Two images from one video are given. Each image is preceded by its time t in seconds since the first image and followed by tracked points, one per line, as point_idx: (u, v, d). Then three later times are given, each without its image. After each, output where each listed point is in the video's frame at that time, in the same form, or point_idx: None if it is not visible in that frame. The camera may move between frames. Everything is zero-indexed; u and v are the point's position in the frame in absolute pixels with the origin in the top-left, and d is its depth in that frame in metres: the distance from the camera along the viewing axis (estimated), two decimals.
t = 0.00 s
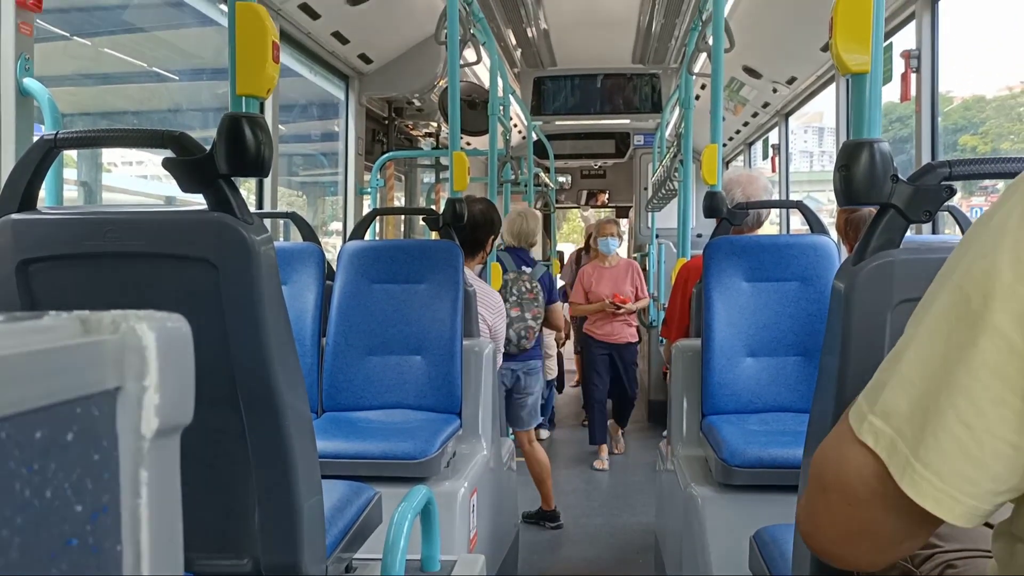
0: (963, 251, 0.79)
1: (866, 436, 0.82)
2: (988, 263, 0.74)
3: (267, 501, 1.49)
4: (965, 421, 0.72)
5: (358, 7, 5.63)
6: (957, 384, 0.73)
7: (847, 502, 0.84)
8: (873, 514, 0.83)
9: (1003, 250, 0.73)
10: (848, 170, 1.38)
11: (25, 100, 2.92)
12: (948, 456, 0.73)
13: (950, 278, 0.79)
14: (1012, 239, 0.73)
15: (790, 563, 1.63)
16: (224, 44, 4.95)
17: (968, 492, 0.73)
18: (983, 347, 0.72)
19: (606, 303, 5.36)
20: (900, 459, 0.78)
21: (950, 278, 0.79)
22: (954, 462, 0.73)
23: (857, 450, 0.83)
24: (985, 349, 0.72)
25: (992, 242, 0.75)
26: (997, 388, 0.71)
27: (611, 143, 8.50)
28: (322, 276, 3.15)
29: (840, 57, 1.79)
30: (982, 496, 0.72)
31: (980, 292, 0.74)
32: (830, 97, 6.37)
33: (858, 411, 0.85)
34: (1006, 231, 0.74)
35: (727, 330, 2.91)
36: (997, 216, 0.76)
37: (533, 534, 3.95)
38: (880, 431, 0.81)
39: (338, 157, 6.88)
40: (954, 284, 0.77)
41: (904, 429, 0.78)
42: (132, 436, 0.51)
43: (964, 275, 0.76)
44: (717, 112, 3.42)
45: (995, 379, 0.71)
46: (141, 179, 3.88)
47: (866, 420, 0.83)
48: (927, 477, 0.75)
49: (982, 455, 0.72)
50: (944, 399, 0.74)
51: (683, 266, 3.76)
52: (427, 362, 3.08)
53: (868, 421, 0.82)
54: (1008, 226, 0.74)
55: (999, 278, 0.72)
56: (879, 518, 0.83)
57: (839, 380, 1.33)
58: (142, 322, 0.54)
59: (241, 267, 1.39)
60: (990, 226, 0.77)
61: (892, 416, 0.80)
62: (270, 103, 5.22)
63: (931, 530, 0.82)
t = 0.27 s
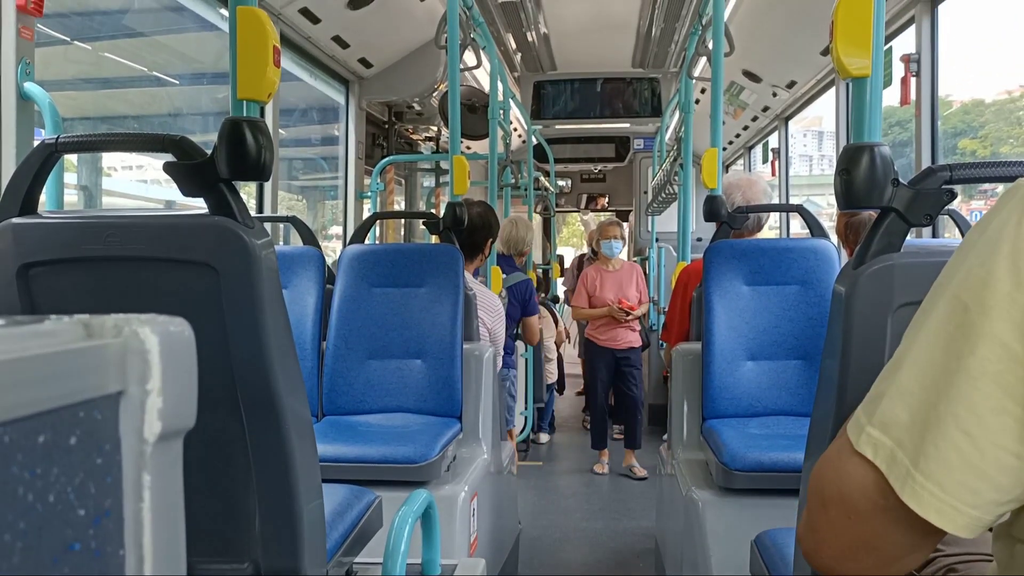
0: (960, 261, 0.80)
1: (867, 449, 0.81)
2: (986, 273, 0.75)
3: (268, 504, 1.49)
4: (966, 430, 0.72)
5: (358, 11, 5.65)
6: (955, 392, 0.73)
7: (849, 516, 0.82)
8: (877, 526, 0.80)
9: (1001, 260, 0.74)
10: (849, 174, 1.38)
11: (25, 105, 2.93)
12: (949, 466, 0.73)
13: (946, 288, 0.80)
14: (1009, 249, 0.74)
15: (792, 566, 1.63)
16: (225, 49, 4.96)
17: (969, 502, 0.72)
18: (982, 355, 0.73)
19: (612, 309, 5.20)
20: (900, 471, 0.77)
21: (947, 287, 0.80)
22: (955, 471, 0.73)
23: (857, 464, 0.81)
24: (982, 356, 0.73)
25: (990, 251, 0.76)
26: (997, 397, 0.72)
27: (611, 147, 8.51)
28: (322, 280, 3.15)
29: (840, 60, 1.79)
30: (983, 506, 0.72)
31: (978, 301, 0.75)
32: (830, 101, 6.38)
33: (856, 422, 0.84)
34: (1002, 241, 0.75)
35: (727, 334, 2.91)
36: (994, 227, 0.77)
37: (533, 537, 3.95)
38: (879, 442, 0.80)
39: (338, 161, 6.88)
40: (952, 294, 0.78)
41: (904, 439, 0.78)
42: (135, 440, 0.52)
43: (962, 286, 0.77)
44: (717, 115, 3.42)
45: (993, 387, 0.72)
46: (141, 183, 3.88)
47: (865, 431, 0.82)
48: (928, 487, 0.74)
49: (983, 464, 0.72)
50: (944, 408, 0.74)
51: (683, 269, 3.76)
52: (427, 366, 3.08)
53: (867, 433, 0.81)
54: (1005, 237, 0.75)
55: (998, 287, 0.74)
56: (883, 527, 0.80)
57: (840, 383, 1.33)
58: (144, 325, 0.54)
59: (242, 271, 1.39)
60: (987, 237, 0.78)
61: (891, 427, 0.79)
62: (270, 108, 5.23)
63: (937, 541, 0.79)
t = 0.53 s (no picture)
0: (961, 261, 0.80)
1: (869, 449, 0.81)
2: (987, 274, 0.75)
3: (268, 503, 1.49)
4: (968, 431, 0.72)
5: (358, 10, 5.64)
6: (956, 393, 0.73)
7: (853, 515, 0.82)
8: (880, 526, 0.80)
9: (1000, 261, 0.74)
10: (849, 173, 1.38)
11: (25, 103, 2.93)
12: (951, 467, 0.73)
13: (948, 289, 0.80)
14: (1010, 249, 0.74)
15: (791, 565, 1.63)
16: (225, 48, 4.96)
17: (971, 503, 0.72)
18: (983, 355, 0.73)
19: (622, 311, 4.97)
20: (902, 470, 0.77)
21: (949, 287, 0.80)
22: (956, 472, 0.73)
23: (860, 464, 0.82)
24: (984, 357, 0.73)
25: (990, 252, 0.76)
26: (998, 398, 0.72)
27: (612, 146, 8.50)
28: (322, 279, 3.15)
29: (840, 60, 1.79)
30: (985, 507, 0.72)
31: (978, 302, 0.74)
32: (830, 100, 6.39)
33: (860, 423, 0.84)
34: (1003, 241, 0.75)
35: (727, 333, 2.91)
36: (994, 227, 0.77)
37: (533, 536, 3.95)
38: (882, 443, 0.80)
39: (339, 160, 6.88)
40: (953, 295, 0.78)
41: (906, 440, 0.78)
42: (134, 438, 0.51)
43: (963, 287, 0.77)
44: (717, 114, 3.42)
45: (993, 388, 0.72)
46: (141, 182, 3.88)
47: (868, 432, 0.82)
48: (930, 488, 0.74)
49: (984, 465, 0.72)
50: (945, 409, 0.74)
51: (683, 269, 3.76)
52: (427, 366, 3.08)
53: (870, 433, 0.82)
54: (1005, 238, 0.75)
55: (998, 287, 0.73)
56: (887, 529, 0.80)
57: (840, 383, 1.33)
58: (143, 324, 0.53)
59: (242, 270, 1.39)
60: (987, 238, 0.78)
61: (894, 428, 0.79)
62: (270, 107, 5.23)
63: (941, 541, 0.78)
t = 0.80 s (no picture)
0: (965, 252, 0.79)
1: (870, 438, 0.81)
2: (990, 265, 0.74)
3: (268, 498, 1.49)
4: (967, 422, 0.72)
5: (359, 5, 5.63)
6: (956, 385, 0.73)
7: (852, 505, 0.83)
8: (877, 516, 0.80)
9: (1005, 252, 0.73)
10: (850, 169, 1.38)
11: (24, 99, 2.92)
12: (950, 457, 0.73)
13: (950, 281, 0.79)
14: (1013, 241, 0.73)
15: (791, 562, 1.63)
16: (225, 43, 4.95)
17: (969, 494, 0.72)
18: (984, 346, 0.72)
19: (633, 306, 4.76)
20: (901, 460, 0.77)
21: (952, 279, 0.79)
22: (955, 462, 0.73)
23: (859, 453, 0.82)
24: (984, 349, 0.72)
25: (992, 244, 0.75)
26: (997, 389, 0.71)
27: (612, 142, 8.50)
28: (322, 275, 3.15)
29: (841, 55, 1.78)
30: (982, 497, 0.72)
31: (981, 294, 0.74)
32: (830, 97, 6.38)
33: (861, 411, 0.84)
34: (1006, 232, 0.74)
35: (727, 329, 2.90)
36: (1001, 217, 0.76)
37: (533, 532, 3.96)
38: (883, 432, 0.80)
39: (339, 156, 6.88)
40: (955, 287, 0.77)
41: (906, 430, 0.78)
42: (132, 435, 0.51)
43: (965, 279, 0.76)
44: (718, 110, 3.40)
45: (994, 380, 0.71)
46: (141, 178, 3.88)
47: (869, 421, 0.83)
48: (927, 477, 0.74)
49: (984, 456, 0.72)
50: (945, 400, 0.74)
51: (683, 265, 3.76)
52: (427, 361, 3.08)
53: (871, 422, 0.82)
54: (1010, 229, 0.74)
55: (1002, 278, 0.73)
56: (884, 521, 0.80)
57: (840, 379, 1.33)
58: (142, 320, 0.53)
59: (242, 265, 1.39)
60: (992, 228, 0.77)
61: (894, 417, 0.79)
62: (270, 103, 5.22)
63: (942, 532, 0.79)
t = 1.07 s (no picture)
0: (964, 259, 0.79)
1: (868, 458, 0.79)
2: (990, 273, 0.74)
3: (269, 494, 1.49)
4: (975, 433, 0.71)
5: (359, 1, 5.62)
6: (962, 394, 0.72)
7: (856, 533, 0.78)
8: (885, 542, 0.76)
9: (1006, 259, 0.73)
10: (851, 166, 1.38)
11: (24, 94, 2.92)
12: (959, 471, 0.71)
13: (949, 289, 0.79)
14: (1014, 248, 0.73)
15: (790, 558, 1.63)
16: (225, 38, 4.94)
17: (979, 508, 0.71)
18: (988, 354, 0.72)
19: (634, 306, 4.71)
20: (906, 478, 0.75)
21: (951, 288, 0.78)
22: (964, 476, 0.71)
23: (859, 476, 0.79)
24: (989, 355, 0.72)
25: (993, 251, 0.75)
26: (1004, 397, 0.70)
27: (612, 138, 8.49)
28: (322, 271, 3.15)
29: (843, 52, 1.77)
30: (993, 511, 0.71)
31: (983, 301, 0.73)
32: (831, 93, 6.39)
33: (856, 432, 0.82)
34: (1006, 239, 0.74)
35: (727, 326, 2.90)
36: (1000, 225, 0.76)
37: (532, 528, 3.96)
38: (882, 450, 0.78)
39: (339, 151, 6.87)
40: (956, 297, 0.76)
41: (908, 446, 0.76)
42: (134, 431, 0.50)
43: (965, 287, 0.76)
44: (719, 106, 3.39)
45: (999, 388, 0.71)
46: (141, 173, 3.88)
47: (865, 440, 0.80)
48: (937, 494, 0.72)
49: (993, 468, 0.70)
50: (950, 411, 0.72)
51: (683, 262, 3.75)
52: (427, 358, 3.08)
53: (867, 442, 0.79)
54: (1010, 236, 0.74)
55: (1003, 286, 0.73)
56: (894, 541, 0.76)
57: (841, 376, 1.33)
58: (143, 316, 0.52)
59: (242, 261, 1.39)
60: (991, 236, 0.76)
61: (895, 435, 0.77)
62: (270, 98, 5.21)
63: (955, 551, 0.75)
